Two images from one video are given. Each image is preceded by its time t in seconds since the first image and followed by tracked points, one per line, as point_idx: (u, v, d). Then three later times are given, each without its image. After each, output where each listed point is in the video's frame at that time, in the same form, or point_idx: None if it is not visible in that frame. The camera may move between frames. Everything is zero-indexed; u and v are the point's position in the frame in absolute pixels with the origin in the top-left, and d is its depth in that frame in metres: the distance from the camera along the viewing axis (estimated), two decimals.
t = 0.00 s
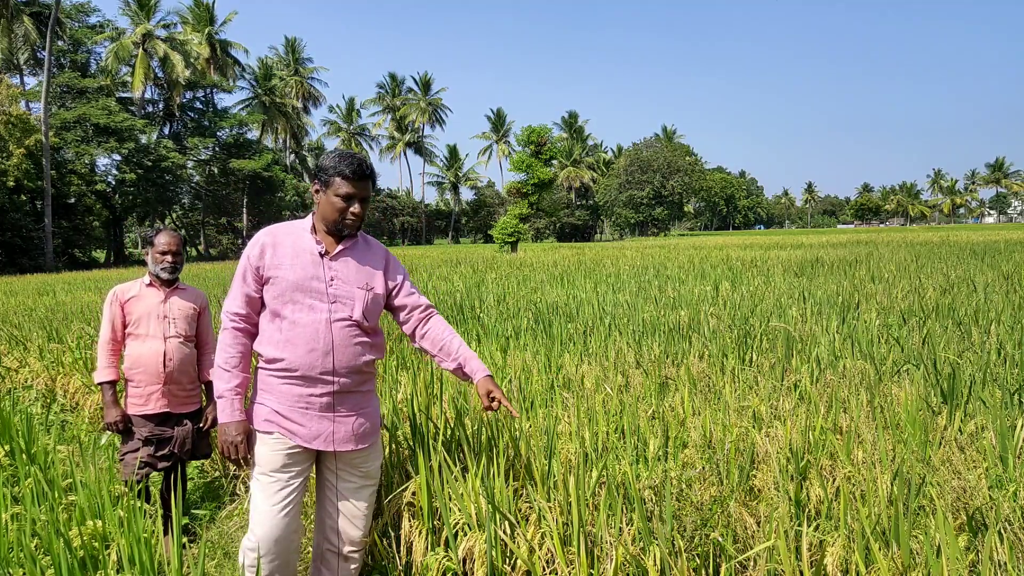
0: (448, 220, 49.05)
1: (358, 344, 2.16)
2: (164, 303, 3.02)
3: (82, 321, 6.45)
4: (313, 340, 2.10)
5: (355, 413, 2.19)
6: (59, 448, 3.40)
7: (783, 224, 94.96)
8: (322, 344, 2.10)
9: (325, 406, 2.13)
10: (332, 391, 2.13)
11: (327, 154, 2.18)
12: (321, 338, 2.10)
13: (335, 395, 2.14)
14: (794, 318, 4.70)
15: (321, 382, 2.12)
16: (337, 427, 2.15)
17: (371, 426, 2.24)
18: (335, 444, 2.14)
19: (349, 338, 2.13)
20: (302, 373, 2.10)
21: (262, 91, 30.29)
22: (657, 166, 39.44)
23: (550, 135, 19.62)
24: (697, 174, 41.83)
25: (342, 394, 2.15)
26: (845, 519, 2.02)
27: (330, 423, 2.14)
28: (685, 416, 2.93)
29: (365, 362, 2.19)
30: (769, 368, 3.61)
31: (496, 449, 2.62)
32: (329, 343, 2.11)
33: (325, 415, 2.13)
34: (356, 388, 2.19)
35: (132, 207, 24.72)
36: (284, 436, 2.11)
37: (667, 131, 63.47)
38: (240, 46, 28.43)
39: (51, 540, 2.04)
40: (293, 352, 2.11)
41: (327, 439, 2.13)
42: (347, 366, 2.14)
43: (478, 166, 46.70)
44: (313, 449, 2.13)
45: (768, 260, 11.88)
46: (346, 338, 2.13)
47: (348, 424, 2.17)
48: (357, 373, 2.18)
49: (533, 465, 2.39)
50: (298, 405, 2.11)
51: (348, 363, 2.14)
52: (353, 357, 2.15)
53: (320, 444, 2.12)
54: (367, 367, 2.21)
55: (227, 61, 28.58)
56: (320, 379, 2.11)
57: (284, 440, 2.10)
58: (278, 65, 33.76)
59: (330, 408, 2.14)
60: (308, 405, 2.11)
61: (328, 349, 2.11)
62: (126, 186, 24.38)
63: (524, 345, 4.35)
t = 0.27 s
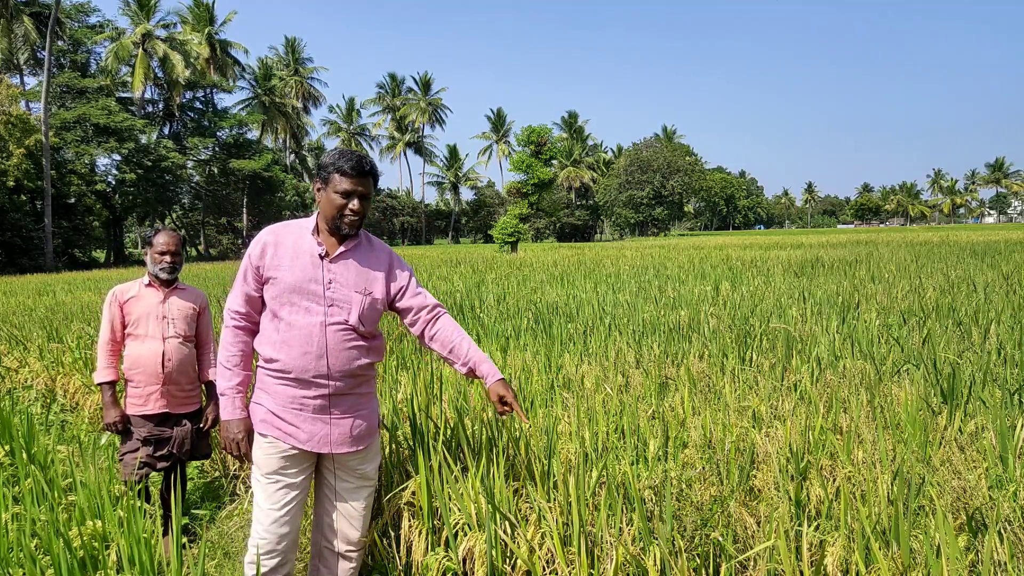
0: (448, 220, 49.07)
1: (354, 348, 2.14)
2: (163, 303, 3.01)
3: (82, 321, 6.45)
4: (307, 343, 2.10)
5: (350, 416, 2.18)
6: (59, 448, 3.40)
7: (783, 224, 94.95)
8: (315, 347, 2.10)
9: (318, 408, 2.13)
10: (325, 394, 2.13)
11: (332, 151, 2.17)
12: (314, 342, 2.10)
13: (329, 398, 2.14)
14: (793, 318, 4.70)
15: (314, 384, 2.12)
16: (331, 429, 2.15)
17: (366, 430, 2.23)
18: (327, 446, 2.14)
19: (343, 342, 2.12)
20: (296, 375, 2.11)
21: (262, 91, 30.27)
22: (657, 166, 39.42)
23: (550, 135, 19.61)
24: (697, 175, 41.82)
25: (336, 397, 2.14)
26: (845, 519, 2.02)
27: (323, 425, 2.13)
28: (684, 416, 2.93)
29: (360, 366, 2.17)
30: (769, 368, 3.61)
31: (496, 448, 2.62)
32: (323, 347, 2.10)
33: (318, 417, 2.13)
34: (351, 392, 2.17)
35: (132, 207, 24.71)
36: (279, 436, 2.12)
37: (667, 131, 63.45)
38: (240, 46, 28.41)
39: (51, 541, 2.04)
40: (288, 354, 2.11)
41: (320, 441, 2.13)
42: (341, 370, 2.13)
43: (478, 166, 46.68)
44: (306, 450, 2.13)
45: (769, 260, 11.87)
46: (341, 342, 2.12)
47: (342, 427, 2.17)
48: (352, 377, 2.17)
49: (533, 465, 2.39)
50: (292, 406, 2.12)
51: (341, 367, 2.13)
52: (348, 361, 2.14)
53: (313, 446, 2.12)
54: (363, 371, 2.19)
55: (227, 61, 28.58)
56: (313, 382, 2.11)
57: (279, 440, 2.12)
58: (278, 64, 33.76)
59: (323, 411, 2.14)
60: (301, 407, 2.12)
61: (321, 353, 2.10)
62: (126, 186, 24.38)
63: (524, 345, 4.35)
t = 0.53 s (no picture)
0: (448, 220, 49.09)
1: (349, 353, 2.14)
2: (163, 303, 3.01)
3: (82, 321, 6.45)
4: (302, 346, 2.10)
5: (344, 418, 2.18)
6: (59, 448, 3.40)
7: (783, 224, 94.97)
8: (309, 351, 2.10)
9: (312, 409, 2.13)
10: (319, 396, 2.13)
11: (340, 159, 2.08)
12: (309, 345, 2.10)
13: (323, 400, 2.14)
14: (794, 318, 4.70)
15: (308, 385, 2.12)
16: (324, 431, 2.15)
17: (360, 431, 2.22)
18: (320, 446, 2.15)
19: (338, 347, 2.11)
20: (290, 376, 2.11)
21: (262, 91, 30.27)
22: (657, 166, 39.41)
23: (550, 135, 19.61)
24: (697, 174, 41.81)
25: (330, 400, 2.15)
26: (845, 519, 2.02)
27: (317, 427, 2.14)
28: (684, 416, 2.93)
29: (355, 370, 2.17)
30: (769, 368, 3.61)
31: (496, 448, 2.62)
32: (317, 351, 2.10)
33: (311, 418, 2.13)
34: (345, 395, 2.17)
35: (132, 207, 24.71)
36: (273, 435, 2.13)
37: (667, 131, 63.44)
38: (240, 46, 28.39)
39: (51, 541, 2.03)
40: (283, 355, 2.11)
41: (313, 442, 2.14)
42: (335, 374, 2.13)
43: (478, 166, 46.67)
44: (300, 449, 2.14)
45: (769, 260, 11.87)
46: (336, 346, 2.11)
47: (336, 428, 2.17)
48: (347, 380, 2.17)
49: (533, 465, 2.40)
50: (285, 407, 2.13)
51: (335, 371, 2.13)
52: (343, 365, 2.13)
53: (306, 446, 2.13)
54: (358, 374, 2.19)
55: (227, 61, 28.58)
56: (307, 385, 2.12)
57: (272, 439, 2.13)
58: (278, 64, 33.75)
59: (317, 412, 2.14)
60: (294, 408, 2.12)
61: (316, 356, 2.10)
62: (126, 186, 24.39)
63: (524, 345, 4.35)
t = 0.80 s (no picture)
0: (448, 220, 49.10)
1: (350, 356, 2.14)
2: (164, 303, 3.02)
3: (82, 321, 6.45)
4: (304, 349, 2.10)
5: (345, 419, 2.19)
6: (59, 448, 3.40)
7: (783, 224, 94.97)
8: (312, 353, 2.10)
9: (313, 411, 2.13)
10: (321, 398, 2.14)
11: (347, 164, 2.05)
12: (311, 349, 2.10)
13: (324, 402, 2.14)
14: (793, 318, 4.70)
15: (311, 387, 2.12)
16: (326, 431, 2.15)
17: (360, 432, 2.22)
18: (320, 447, 2.15)
19: (339, 350, 2.12)
20: (292, 378, 2.11)
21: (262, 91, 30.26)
22: (658, 166, 39.39)
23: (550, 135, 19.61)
24: (697, 174, 41.79)
25: (332, 401, 2.15)
26: (845, 519, 2.02)
27: (318, 428, 2.14)
28: (685, 415, 2.93)
29: (357, 372, 2.17)
30: (769, 368, 3.61)
31: (495, 448, 2.62)
32: (320, 355, 2.10)
33: (313, 419, 2.13)
34: (347, 397, 2.18)
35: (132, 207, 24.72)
36: (274, 435, 2.13)
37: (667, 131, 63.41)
38: (240, 46, 28.40)
39: (52, 541, 2.03)
40: (285, 357, 2.12)
41: (314, 443, 2.14)
42: (336, 377, 2.13)
43: (478, 166, 46.68)
44: (299, 450, 2.14)
45: (768, 260, 11.87)
46: (338, 350, 2.12)
47: (338, 429, 2.17)
48: (348, 383, 2.17)
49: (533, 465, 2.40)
50: (286, 408, 2.12)
51: (338, 373, 2.13)
52: (344, 369, 2.14)
53: (306, 448, 2.13)
54: (358, 376, 2.19)
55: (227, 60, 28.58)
56: (309, 387, 2.12)
57: (273, 439, 2.13)
58: (278, 64, 33.75)
59: (318, 413, 2.14)
60: (296, 409, 2.12)
61: (317, 359, 2.10)
62: (126, 186, 24.39)
63: (524, 345, 4.36)
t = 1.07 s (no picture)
0: (448, 220, 49.09)
1: (353, 362, 2.16)
2: (164, 303, 3.01)
3: (82, 321, 6.45)
4: (307, 352, 2.10)
5: (346, 422, 2.20)
6: (59, 448, 3.40)
7: (783, 224, 94.93)
8: (315, 356, 2.10)
9: (314, 412, 2.14)
10: (322, 400, 2.14)
11: (360, 171, 2.04)
12: (314, 352, 2.10)
13: (326, 405, 2.15)
14: (793, 318, 4.69)
15: (312, 390, 2.12)
16: (326, 433, 2.16)
17: (359, 434, 2.23)
18: (321, 448, 2.16)
19: (343, 355, 2.13)
20: (295, 380, 2.11)
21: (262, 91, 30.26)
22: (658, 166, 39.38)
23: (550, 135, 19.59)
24: (697, 174, 41.78)
25: (333, 404, 2.16)
26: (845, 519, 2.02)
27: (317, 429, 2.14)
28: (684, 416, 2.93)
29: (357, 375, 2.19)
30: (768, 368, 3.62)
31: (496, 448, 2.62)
32: (323, 358, 2.10)
33: (313, 420, 2.14)
34: (347, 401, 2.19)
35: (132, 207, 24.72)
36: (275, 434, 2.13)
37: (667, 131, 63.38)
38: (240, 46, 28.40)
39: (52, 541, 2.03)
40: (287, 358, 2.12)
41: (314, 444, 2.15)
42: (338, 380, 2.14)
43: (478, 166, 46.67)
44: (299, 450, 2.14)
45: (769, 260, 11.86)
46: (341, 354, 2.12)
47: (338, 432, 2.18)
48: (349, 386, 2.18)
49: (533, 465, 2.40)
50: (288, 409, 2.13)
51: (339, 377, 2.14)
52: (346, 373, 2.15)
53: (307, 449, 2.14)
54: (359, 379, 2.21)
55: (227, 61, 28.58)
56: (311, 389, 2.12)
57: (274, 439, 2.13)
58: (278, 64, 33.74)
59: (319, 415, 2.15)
60: (296, 410, 2.13)
61: (320, 361, 2.11)
62: (126, 186, 24.40)
63: (524, 345, 4.35)
